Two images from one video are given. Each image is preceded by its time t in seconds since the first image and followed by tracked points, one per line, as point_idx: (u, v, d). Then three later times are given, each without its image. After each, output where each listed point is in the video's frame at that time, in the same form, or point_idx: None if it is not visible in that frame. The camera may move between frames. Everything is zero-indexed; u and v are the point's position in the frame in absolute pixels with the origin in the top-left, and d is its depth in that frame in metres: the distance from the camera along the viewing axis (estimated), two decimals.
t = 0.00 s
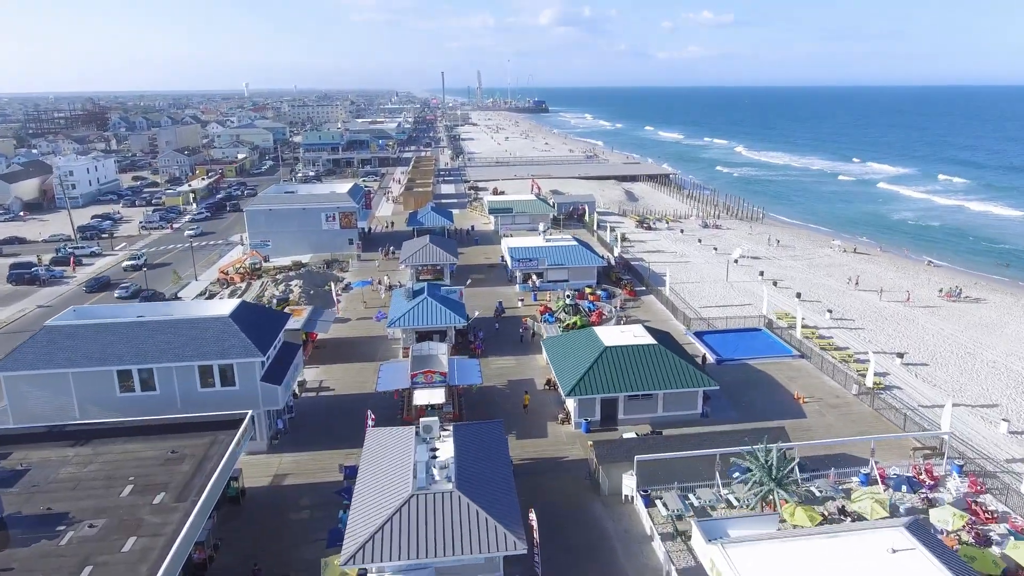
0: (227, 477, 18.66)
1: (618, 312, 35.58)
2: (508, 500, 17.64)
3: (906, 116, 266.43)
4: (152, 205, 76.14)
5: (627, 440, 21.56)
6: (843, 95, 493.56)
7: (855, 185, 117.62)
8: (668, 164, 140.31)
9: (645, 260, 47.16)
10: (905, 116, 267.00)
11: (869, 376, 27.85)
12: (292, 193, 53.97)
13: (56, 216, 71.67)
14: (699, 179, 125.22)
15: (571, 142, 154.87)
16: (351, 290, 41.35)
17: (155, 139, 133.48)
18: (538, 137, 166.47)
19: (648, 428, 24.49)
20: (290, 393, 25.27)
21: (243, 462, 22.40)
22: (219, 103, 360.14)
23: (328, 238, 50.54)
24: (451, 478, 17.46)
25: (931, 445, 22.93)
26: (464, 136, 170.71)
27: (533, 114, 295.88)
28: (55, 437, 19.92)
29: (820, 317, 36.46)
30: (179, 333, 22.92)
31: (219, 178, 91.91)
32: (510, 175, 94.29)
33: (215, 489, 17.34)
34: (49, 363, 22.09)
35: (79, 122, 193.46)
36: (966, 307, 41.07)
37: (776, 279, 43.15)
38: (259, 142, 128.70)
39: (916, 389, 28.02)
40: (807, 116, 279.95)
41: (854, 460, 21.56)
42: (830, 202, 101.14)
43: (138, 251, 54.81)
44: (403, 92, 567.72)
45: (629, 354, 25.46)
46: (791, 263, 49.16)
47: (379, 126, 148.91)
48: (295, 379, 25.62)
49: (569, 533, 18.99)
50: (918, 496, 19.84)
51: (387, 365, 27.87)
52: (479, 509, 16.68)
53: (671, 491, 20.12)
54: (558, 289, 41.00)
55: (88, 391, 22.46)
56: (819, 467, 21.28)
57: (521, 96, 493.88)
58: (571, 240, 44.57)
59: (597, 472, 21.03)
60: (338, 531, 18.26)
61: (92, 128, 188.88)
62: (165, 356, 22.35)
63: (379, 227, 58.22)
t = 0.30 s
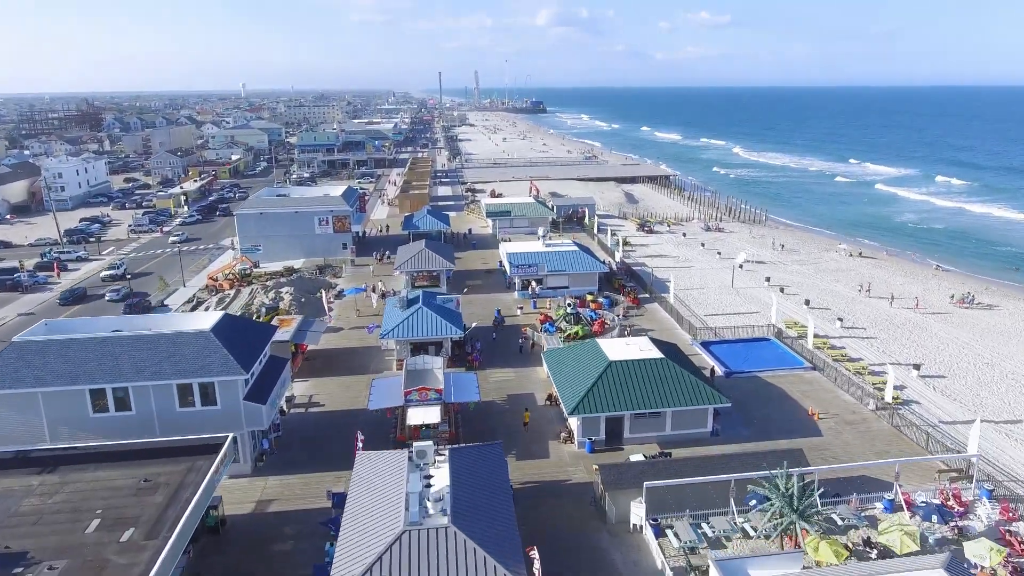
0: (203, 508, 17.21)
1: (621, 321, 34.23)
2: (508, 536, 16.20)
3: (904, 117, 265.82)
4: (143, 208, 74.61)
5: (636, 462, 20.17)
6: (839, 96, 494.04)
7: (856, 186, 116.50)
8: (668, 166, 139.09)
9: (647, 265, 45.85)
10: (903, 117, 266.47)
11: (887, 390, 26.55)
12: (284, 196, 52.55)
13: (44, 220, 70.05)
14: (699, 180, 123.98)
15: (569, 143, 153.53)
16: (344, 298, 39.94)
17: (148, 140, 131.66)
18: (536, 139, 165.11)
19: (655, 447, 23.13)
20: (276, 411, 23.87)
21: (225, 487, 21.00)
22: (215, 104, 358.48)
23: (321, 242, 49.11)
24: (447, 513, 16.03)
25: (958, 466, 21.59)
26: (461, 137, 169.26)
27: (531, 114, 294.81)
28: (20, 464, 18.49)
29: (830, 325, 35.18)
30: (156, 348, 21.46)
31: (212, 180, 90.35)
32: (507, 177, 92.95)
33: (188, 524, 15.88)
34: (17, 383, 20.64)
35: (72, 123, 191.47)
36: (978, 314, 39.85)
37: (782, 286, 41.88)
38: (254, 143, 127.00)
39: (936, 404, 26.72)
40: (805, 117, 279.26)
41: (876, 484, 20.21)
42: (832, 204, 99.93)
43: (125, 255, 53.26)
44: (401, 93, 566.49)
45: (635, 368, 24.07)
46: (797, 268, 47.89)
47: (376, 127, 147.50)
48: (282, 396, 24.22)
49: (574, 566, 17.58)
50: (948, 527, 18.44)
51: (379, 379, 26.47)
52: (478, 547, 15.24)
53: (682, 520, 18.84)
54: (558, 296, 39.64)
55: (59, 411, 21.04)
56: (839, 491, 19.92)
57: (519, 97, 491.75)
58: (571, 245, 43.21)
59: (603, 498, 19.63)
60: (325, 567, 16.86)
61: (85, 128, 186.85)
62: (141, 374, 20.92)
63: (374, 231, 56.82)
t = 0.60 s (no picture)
0: (177, 544, 15.79)
1: (625, 331, 32.92)
2: None
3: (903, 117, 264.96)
4: (133, 210, 73.02)
5: (645, 489, 18.83)
6: (836, 96, 493.32)
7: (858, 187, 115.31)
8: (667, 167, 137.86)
9: (651, 271, 44.54)
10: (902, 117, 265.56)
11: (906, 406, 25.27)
12: (276, 199, 51.07)
13: (31, 222, 68.49)
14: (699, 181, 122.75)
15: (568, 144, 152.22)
16: (337, 305, 38.55)
17: (142, 141, 129.97)
18: (534, 139, 163.78)
19: (664, 470, 21.78)
20: (261, 431, 22.44)
21: (205, 515, 19.60)
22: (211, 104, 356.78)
23: (314, 247, 47.68)
24: (442, 551, 14.63)
25: (987, 491, 20.31)
26: (458, 138, 167.90)
27: (529, 114, 293.48)
28: None
29: (842, 335, 33.91)
30: (131, 366, 20.01)
31: (205, 182, 88.88)
32: (505, 178, 91.59)
33: (159, 564, 14.47)
34: None
35: (66, 124, 189.42)
36: (993, 321, 38.57)
37: (791, 293, 40.59)
38: (249, 144, 125.44)
39: (958, 420, 25.42)
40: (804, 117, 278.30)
41: (902, 512, 18.97)
42: (834, 205, 98.77)
43: (113, 260, 51.76)
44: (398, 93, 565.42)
45: (643, 385, 22.73)
46: (804, 273, 46.60)
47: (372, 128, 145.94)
48: (267, 414, 22.81)
49: None
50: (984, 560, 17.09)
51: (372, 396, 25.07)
52: None
53: (697, 553, 17.47)
54: (559, 303, 38.25)
55: (26, 434, 19.58)
56: (864, 519, 18.62)
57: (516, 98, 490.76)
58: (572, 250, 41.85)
59: (610, 529, 18.25)
60: None
61: (78, 129, 184.79)
62: (114, 394, 19.49)
63: (369, 235, 55.39)
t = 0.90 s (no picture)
0: None
1: (629, 342, 31.59)
2: None
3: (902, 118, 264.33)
4: (123, 212, 71.46)
5: (657, 520, 17.46)
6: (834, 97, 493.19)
7: (859, 188, 114.24)
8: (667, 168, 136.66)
9: (654, 277, 43.21)
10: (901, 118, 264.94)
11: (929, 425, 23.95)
12: (268, 202, 49.64)
13: (19, 226, 66.95)
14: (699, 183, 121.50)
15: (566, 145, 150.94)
16: (329, 314, 37.13)
17: (135, 142, 128.38)
18: (532, 140, 162.54)
19: (675, 496, 20.40)
20: (245, 454, 21.01)
21: (183, 548, 18.17)
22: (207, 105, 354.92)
23: (307, 252, 46.22)
24: None
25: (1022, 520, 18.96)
26: (456, 138, 166.60)
27: (527, 115, 292.34)
28: None
29: (855, 345, 32.59)
30: (102, 387, 18.57)
31: (198, 184, 87.40)
32: (503, 180, 90.30)
33: None
34: None
35: (59, 125, 187.45)
36: (1009, 329, 37.31)
37: (800, 300, 39.32)
38: (244, 144, 123.95)
39: (983, 438, 24.11)
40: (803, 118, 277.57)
41: (934, 545, 17.60)
42: (836, 207, 97.57)
43: (100, 266, 50.28)
44: (395, 93, 563.58)
45: (653, 405, 21.36)
46: (812, 279, 45.28)
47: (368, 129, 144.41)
48: (252, 436, 21.36)
49: None
50: None
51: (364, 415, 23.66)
52: None
53: None
54: (560, 311, 36.88)
55: None
56: (893, 553, 17.26)
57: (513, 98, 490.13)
58: (573, 255, 40.49)
59: (620, 564, 16.85)
60: None
61: (71, 130, 182.84)
62: (84, 419, 18.05)
63: (364, 239, 53.97)
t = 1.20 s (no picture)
0: None
1: (634, 354, 30.28)
2: None
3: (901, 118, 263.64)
4: (114, 215, 70.01)
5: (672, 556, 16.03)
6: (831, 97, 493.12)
7: (862, 189, 113.16)
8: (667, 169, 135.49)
9: (658, 283, 41.93)
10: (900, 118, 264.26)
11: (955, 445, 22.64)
12: (260, 205, 48.24)
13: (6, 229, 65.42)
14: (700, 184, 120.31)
15: (565, 145, 149.72)
16: (321, 323, 35.71)
17: (129, 143, 126.84)
18: (530, 141, 160.62)
19: (688, 526, 18.99)
20: (226, 482, 19.56)
21: None
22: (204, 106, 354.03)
23: (299, 257, 44.84)
24: None
25: None
26: (453, 139, 165.33)
27: (525, 115, 291.23)
28: None
29: (870, 356, 31.32)
30: (71, 412, 17.18)
31: (192, 186, 86.03)
32: (502, 182, 89.01)
33: None
34: None
35: (53, 125, 185.83)
36: None
37: (809, 308, 38.08)
38: (239, 145, 122.52)
39: (1011, 458, 22.82)
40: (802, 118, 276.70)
41: None
42: (839, 208, 96.44)
43: (87, 272, 48.84)
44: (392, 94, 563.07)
45: (663, 427, 19.96)
46: (821, 285, 44.02)
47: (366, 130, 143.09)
48: (234, 460, 19.98)
49: None
50: None
51: (355, 437, 22.23)
52: None
53: None
54: (561, 320, 35.54)
55: None
56: None
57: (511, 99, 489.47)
58: (575, 262, 39.16)
59: None
60: None
61: (66, 130, 181.22)
62: (50, 447, 16.65)
63: (359, 243, 52.60)
